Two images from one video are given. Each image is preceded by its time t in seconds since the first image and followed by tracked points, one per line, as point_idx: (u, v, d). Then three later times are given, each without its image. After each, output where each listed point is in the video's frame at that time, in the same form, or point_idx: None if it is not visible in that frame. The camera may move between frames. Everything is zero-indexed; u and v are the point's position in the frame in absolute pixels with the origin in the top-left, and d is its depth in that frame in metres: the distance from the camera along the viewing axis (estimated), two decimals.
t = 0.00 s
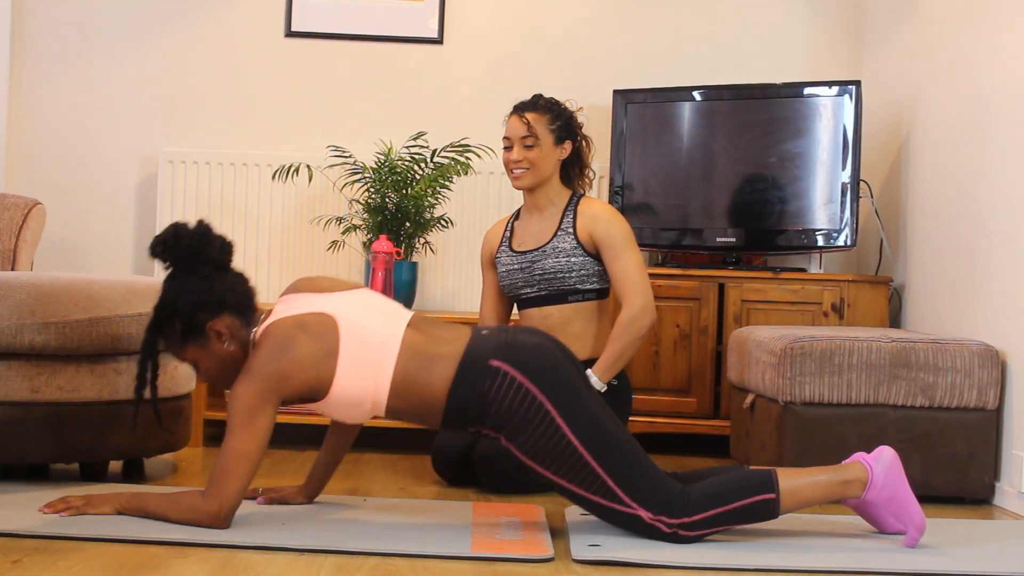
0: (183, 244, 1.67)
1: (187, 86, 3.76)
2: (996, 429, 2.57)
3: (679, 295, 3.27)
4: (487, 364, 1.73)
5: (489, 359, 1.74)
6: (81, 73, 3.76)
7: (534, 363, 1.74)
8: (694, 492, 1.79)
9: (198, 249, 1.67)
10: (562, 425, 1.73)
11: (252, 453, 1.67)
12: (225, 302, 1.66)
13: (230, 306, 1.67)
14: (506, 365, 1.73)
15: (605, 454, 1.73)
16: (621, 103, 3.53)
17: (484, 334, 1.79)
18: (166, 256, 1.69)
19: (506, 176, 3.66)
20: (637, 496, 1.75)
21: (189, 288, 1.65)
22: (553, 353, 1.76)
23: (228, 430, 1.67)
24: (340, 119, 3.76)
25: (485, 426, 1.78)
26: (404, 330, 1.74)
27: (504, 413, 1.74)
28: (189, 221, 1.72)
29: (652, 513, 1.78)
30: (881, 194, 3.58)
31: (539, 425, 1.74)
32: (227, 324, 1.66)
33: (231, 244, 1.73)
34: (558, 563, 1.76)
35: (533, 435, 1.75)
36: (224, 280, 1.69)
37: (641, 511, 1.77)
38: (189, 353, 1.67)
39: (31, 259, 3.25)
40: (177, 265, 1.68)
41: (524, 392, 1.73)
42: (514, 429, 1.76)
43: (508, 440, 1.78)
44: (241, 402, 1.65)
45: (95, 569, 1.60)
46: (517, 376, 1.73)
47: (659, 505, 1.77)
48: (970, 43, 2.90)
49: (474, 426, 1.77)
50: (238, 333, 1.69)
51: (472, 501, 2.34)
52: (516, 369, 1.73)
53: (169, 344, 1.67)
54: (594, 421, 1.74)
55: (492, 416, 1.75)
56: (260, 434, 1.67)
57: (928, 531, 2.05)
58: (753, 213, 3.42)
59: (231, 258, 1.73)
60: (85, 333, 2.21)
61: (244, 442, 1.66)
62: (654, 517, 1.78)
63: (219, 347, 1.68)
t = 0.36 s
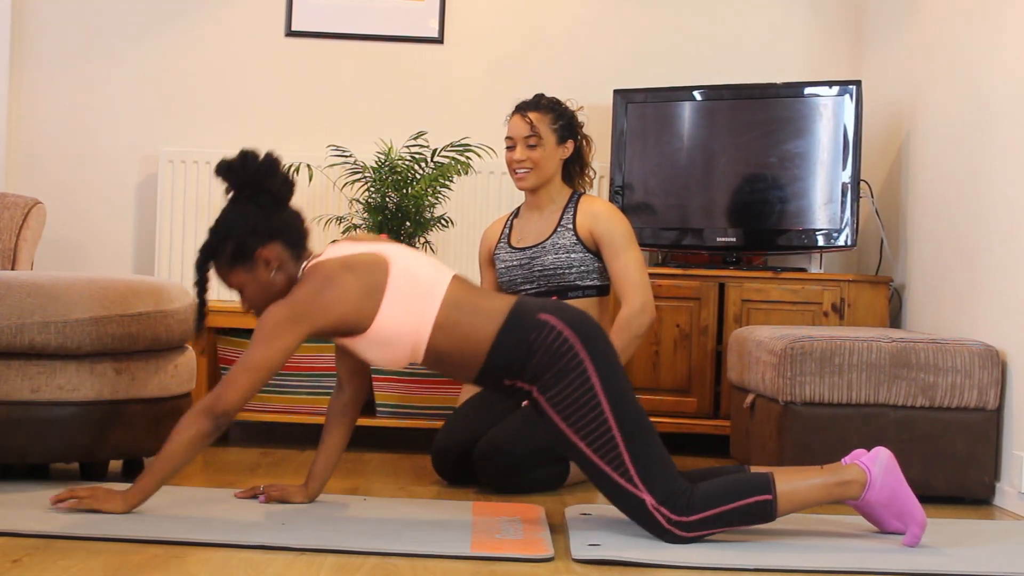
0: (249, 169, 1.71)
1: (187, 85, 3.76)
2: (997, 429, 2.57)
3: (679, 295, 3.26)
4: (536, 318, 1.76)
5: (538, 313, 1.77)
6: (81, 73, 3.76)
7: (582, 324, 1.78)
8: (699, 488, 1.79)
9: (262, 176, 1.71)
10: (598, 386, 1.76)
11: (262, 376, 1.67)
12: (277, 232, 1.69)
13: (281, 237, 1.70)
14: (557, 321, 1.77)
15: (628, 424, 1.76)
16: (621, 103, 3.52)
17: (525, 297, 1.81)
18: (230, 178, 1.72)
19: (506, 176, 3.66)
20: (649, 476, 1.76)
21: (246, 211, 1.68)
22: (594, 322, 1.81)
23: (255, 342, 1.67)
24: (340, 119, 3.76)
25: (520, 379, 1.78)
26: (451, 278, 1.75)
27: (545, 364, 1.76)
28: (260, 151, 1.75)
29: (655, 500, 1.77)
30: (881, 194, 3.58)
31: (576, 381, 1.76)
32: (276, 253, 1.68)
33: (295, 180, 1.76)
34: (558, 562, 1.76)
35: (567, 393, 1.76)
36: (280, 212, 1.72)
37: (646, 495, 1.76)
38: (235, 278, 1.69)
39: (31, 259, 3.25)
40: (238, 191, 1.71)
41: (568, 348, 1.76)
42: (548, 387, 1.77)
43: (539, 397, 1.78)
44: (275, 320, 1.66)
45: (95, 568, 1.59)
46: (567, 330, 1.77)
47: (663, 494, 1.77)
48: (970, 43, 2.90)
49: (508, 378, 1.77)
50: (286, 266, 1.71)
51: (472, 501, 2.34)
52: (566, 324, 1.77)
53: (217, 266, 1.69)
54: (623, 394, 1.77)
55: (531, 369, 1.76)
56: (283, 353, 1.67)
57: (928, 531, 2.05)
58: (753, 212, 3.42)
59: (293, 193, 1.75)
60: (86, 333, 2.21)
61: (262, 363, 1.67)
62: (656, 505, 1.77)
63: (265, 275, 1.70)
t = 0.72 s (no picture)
0: (260, 148, 1.72)
1: (187, 83, 3.76)
2: (997, 428, 2.57)
3: (679, 293, 3.26)
4: (558, 305, 1.78)
5: (560, 300, 1.79)
6: (81, 71, 3.76)
7: (601, 315, 1.80)
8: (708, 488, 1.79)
9: (273, 155, 1.72)
10: (616, 377, 1.77)
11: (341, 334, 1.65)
12: (290, 210, 1.71)
13: (294, 215, 1.71)
14: (577, 310, 1.78)
15: (643, 418, 1.77)
16: (622, 101, 3.52)
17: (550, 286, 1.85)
18: (241, 158, 1.73)
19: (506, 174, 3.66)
20: (660, 472, 1.76)
21: (258, 191, 1.70)
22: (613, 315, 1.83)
23: (318, 308, 1.65)
24: (340, 117, 3.76)
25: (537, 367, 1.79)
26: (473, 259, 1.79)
27: (564, 352, 1.77)
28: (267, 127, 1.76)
29: (665, 498, 1.77)
30: (882, 193, 3.58)
31: (594, 371, 1.77)
32: (291, 231, 1.70)
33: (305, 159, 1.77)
34: (558, 560, 1.76)
35: (585, 382, 1.77)
36: (293, 190, 1.74)
37: (657, 493, 1.76)
38: (252, 257, 1.71)
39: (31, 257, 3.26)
40: (248, 169, 1.73)
41: (587, 336, 1.78)
42: (565, 376, 1.78)
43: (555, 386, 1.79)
44: (328, 277, 1.65)
45: (94, 566, 1.60)
46: (586, 320, 1.78)
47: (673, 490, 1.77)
48: (971, 42, 2.90)
49: (525, 366, 1.78)
50: (300, 243, 1.72)
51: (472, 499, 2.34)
52: (586, 314, 1.79)
53: (233, 248, 1.71)
54: (641, 386, 1.79)
55: (549, 357, 1.77)
56: (349, 312, 1.66)
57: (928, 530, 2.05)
58: (753, 211, 3.42)
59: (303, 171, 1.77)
60: (86, 331, 2.21)
61: (335, 320, 1.65)
62: (665, 503, 1.77)
63: (281, 253, 1.71)
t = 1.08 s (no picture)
0: (263, 146, 1.71)
1: (187, 79, 3.75)
2: (997, 425, 2.57)
3: (679, 290, 3.26)
4: (529, 322, 1.74)
5: (531, 317, 1.74)
6: (81, 67, 3.76)
7: (574, 328, 1.75)
8: (706, 485, 1.80)
9: (274, 155, 1.71)
10: (593, 392, 1.74)
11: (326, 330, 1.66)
12: (280, 213, 1.70)
13: (283, 218, 1.70)
14: (547, 325, 1.74)
15: (626, 430, 1.75)
16: (622, 97, 3.52)
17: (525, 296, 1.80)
18: (243, 150, 1.71)
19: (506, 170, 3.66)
20: (650, 481, 1.76)
21: (251, 186, 1.69)
22: (591, 324, 1.78)
23: (300, 305, 1.66)
24: (340, 114, 3.75)
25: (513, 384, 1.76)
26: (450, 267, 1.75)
27: (536, 373, 1.74)
28: (275, 124, 1.75)
29: (660, 503, 1.77)
30: (882, 190, 3.58)
31: (571, 388, 1.74)
32: (275, 233, 1.69)
33: (305, 164, 1.76)
34: (558, 557, 1.76)
35: (561, 399, 1.74)
36: (287, 192, 1.72)
37: (650, 500, 1.77)
38: (229, 249, 1.70)
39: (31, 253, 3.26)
40: (247, 161, 1.71)
41: (560, 354, 1.74)
42: (542, 392, 1.75)
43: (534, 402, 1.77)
44: (307, 274, 1.65)
45: (95, 562, 1.60)
46: (556, 336, 1.74)
47: (668, 495, 1.77)
48: (971, 38, 2.90)
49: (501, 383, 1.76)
50: (282, 246, 1.71)
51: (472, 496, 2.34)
52: (558, 331, 1.74)
53: (214, 235, 1.70)
54: (621, 397, 1.76)
55: (523, 376, 1.74)
56: (330, 310, 1.66)
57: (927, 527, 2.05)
58: (753, 208, 3.41)
59: (300, 175, 1.76)
60: (85, 327, 2.21)
61: (316, 318, 1.65)
62: (662, 508, 1.78)
63: (262, 253, 1.70)
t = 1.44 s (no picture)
0: (211, 228, 1.74)
1: (187, 78, 3.75)
2: (996, 423, 2.57)
3: (679, 288, 3.26)
4: (487, 346, 1.77)
5: (489, 341, 1.78)
6: (81, 65, 3.76)
7: (533, 345, 1.79)
8: (689, 482, 1.80)
9: (224, 235, 1.75)
10: (561, 401, 1.75)
11: (311, 350, 1.68)
12: (234, 290, 1.72)
13: (237, 296, 1.72)
14: (506, 345, 1.78)
15: (600, 435, 1.75)
16: (622, 96, 3.52)
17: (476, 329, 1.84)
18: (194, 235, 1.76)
19: (506, 169, 3.66)
20: (634, 482, 1.76)
21: (205, 270, 1.72)
22: (549, 342, 1.82)
23: (275, 336, 1.68)
24: (339, 112, 3.75)
25: (482, 409, 1.78)
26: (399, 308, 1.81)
27: (504, 394, 1.76)
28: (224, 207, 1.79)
29: (649, 501, 1.78)
30: (882, 189, 3.58)
31: (539, 404, 1.75)
32: (230, 309, 1.71)
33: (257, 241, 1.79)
34: (558, 555, 1.77)
35: (532, 415, 1.76)
36: (241, 272, 1.75)
37: (638, 499, 1.77)
38: (191, 331, 1.73)
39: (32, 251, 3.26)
40: (200, 245, 1.75)
41: (523, 372, 1.76)
42: (512, 412, 1.77)
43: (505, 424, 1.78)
44: (271, 306, 1.69)
45: (95, 561, 1.60)
46: (518, 355, 1.77)
47: (655, 493, 1.78)
48: (971, 36, 2.90)
49: (469, 410, 1.77)
50: (241, 321, 1.73)
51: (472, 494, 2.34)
52: (518, 350, 1.77)
53: (175, 321, 1.73)
54: (589, 403, 1.77)
55: (490, 398, 1.76)
56: (305, 333, 1.69)
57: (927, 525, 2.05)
58: (753, 207, 3.41)
59: (254, 254, 1.79)
60: (86, 325, 2.21)
61: (295, 340, 1.68)
62: (651, 506, 1.78)
63: (220, 331, 1.72)
